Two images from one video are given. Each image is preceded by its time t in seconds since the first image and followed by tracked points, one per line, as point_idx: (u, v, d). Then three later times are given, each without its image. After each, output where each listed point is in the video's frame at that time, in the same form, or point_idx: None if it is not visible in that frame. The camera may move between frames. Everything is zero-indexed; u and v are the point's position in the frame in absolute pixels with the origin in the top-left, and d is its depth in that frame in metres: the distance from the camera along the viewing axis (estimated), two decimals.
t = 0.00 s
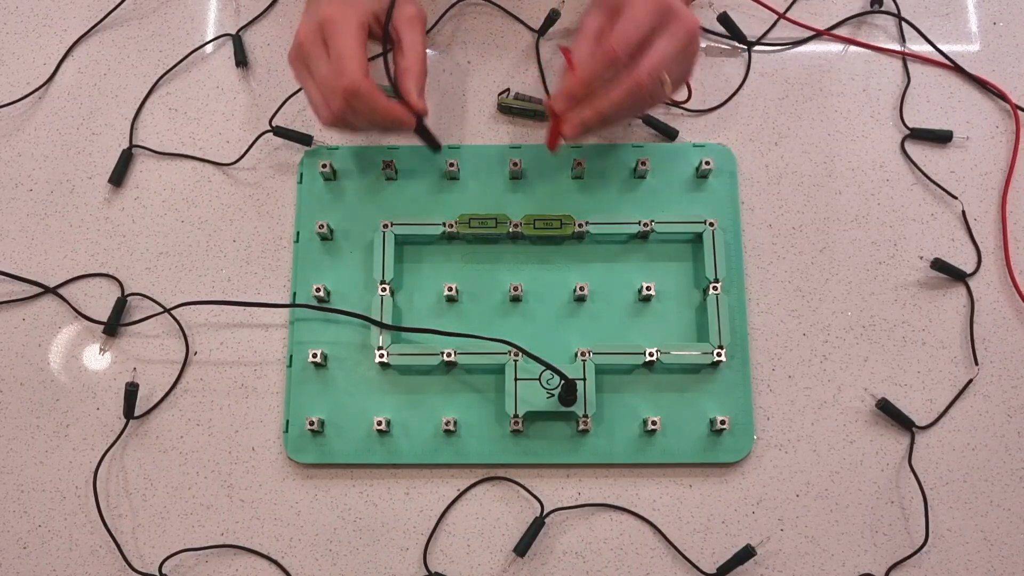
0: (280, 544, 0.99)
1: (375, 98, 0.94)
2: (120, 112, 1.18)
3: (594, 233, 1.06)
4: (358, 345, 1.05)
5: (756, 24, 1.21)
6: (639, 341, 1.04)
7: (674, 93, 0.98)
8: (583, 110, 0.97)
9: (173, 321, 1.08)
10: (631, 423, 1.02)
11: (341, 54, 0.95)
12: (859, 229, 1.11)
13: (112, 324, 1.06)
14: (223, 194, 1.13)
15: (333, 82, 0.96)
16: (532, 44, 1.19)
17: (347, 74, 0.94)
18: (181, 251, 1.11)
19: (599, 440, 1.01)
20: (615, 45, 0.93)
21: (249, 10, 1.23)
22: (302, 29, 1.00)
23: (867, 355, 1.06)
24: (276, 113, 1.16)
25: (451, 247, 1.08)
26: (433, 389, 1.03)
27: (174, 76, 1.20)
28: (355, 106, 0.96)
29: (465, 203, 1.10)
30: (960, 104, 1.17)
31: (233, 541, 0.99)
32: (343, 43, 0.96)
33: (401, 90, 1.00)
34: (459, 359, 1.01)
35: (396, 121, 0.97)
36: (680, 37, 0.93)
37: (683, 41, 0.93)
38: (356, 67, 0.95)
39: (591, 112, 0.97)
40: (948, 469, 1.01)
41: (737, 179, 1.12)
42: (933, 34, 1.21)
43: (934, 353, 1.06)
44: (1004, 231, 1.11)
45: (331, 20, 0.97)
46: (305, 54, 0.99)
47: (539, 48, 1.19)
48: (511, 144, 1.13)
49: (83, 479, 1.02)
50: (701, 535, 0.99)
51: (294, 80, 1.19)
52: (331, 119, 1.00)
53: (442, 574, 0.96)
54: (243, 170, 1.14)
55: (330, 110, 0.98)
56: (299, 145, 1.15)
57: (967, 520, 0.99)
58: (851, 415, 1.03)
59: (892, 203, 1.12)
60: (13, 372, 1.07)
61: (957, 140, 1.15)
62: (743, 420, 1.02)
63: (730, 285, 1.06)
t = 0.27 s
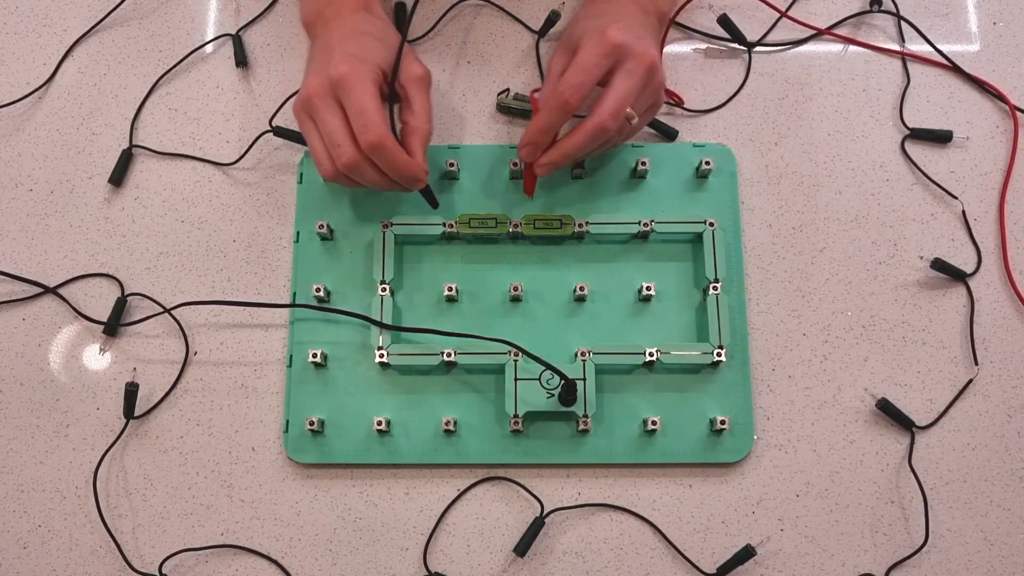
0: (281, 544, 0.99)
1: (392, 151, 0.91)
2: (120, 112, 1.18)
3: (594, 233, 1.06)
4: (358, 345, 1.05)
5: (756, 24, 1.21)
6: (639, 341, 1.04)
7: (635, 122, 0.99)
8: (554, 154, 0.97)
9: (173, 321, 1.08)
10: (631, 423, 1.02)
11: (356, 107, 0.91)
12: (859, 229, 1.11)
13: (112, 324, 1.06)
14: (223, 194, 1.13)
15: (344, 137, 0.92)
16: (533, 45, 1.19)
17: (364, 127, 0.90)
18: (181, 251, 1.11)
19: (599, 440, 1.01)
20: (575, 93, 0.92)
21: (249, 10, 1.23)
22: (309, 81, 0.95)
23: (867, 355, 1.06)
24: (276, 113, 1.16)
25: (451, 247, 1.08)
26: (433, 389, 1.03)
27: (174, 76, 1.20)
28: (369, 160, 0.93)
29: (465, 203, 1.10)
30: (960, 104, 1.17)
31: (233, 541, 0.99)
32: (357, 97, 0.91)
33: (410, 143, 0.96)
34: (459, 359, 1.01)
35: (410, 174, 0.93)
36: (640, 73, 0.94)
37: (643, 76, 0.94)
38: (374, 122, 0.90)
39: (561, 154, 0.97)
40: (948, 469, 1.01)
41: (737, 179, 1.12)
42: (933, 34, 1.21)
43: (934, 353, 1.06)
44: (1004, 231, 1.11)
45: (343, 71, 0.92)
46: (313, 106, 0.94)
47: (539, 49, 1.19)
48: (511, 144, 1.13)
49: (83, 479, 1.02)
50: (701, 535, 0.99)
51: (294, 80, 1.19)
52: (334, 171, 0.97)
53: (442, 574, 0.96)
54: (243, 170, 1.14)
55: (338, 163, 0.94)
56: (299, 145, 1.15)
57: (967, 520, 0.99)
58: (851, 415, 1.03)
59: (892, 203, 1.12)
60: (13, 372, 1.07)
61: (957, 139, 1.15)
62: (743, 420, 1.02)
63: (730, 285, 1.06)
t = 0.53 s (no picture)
0: (281, 544, 0.99)
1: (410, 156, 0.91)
2: (120, 112, 1.18)
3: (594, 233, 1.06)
4: (358, 345, 1.05)
5: (756, 24, 1.21)
6: (639, 341, 1.04)
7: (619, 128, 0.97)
8: (534, 158, 0.97)
9: (173, 321, 1.08)
10: (631, 423, 1.02)
11: (371, 110, 0.90)
12: (859, 229, 1.11)
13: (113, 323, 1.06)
14: (223, 194, 1.13)
15: (359, 140, 0.92)
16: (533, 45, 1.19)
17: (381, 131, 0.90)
18: (181, 251, 1.11)
19: (599, 440, 1.01)
20: (546, 103, 0.91)
21: (249, 10, 1.23)
22: (321, 83, 0.94)
23: (867, 355, 1.06)
24: (276, 113, 1.16)
25: (451, 247, 1.08)
26: (433, 389, 1.03)
27: (174, 76, 1.20)
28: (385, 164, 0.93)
29: (465, 202, 1.10)
30: (960, 104, 1.17)
31: (233, 541, 0.99)
32: (372, 100, 0.90)
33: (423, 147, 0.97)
34: (459, 359, 1.01)
35: (423, 178, 0.94)
36: (614, 80, 0.92)
37: (617, 82, 0.92)
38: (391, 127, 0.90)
39: (540, 158, 0.97)
40: (948, 469, 1.01)
41: (736, 179, 1.12)
42: (933, 34, 1.21)
43: (934, 353, 1.06)
44: (1004, 231, 1.11)
45: (357, 74, 0.91)
46: (325, 108, 0.93)
47: (538, 49, 1.19)
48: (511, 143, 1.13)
49: (83, 479, 1.02)
50: (701, 535, 0.99)
51: (294, 80, 1.19)
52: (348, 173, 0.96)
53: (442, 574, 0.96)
54: (244, 170, 1.14)
55: (353, 165, 0.93)
56: (299, 145, 1.15)
57: (967, 520, 0.99)
58: (851, 415, 1.03)
59: (892, 203, 1.12)
60: (13, 372, 1.07)
61: (957, 139, 1.15)
62: (743, 420, 1.02)
63: (730, 285, 1.06)
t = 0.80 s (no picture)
0: (281, 544, 0.99)
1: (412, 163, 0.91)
2: (120, 112, 1.18)
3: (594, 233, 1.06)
4: (358, 345, 1.05)
5: (756, 24, 1.21)
6: (639, 341, 1.04)
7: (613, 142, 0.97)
8: (529, 171, 0.98)
9: (172, 321, 1.08)
10: (631, 423, 1.02)
11: (374, 117, 0.90)
12: (858, 229, 1.11)
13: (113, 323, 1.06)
14: (223, 194, 1.13)
15: (362, 146, 0.92)
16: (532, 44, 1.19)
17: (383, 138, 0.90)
18: (181, 251, 1.11)
19: (599, 440, 1.01)
20: (537, 120, 0.91)
21: (249, 10, 1.23)
22: (323, 89, 0.94)
23: (867, 355, 1.06)
24: (276, 113, 1.16)
25: (451, 247, 1.08)
26: (433, 389, 1.03)
27: (174, 76, 1.20)
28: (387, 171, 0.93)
29: (465, 202, 1.10)
30: (960, 104, 1.17)
31: (233, 541, 0.99)
32: (375, 107, 0.90)
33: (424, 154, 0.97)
34: (459, 359, 1.01)
35: (425, 184, 0.94)
36: (605, 95, 0.92)
37: (608, 97, 0.92)
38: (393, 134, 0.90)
39: (535, 169, 0.98)
40: (948, 469, 1.01)
41: (736, 179, 1.12)
42: (933, 34, 1.21)
43: (934, 353, 1.06)
44: (1004, 231, 1.11)
45: (359, 81, 0.91)
46: (327, 115, 0.93)
47: (538, 49, 1.19)
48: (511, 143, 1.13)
49: (83, 479, 1.02)
50: (701, 535, 0.99)
51: (294, 80, 1.19)
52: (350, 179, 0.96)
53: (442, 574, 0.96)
54: (244, 170, 1.14)
55: (356, 171, 0.93)
56: (299, 145, 1.15)
57: (967, 520, 0.99)
58: (851, 415, 1.03)
59: (892, 203, 1.12)
60: (13, 372, 1.07)
61: (957, 139, 1.15)
62: (743, 420, 1.02)
63: (730, 285, 1.06)
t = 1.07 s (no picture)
0: (280, 544, 0.99)
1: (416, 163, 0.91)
2: (120, 112, 1.18)
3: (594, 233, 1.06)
4: (358, 345, 1.05)
5: (755, 24, 1.21)
6: (639, 341, 1.04)
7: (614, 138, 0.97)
8: (528, 168, 0.98)
9: (172, 321, 1.08)
10: (630, 423, 1.02)
11: (378, 118, 0.90)
12: (858, 229, 1.11)
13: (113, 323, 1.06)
14: (223, 194, 1.13)
15: (366, 147, 0.92)
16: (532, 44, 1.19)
17: (388, 139, 0.90)
18: (181, 251, 1.11)
19: (599, 440, 1.01)
20: (536, 118, 0.91)
21: (248, 10, 1.23)
22: (327, 90, 0.94)
23: (867, 355, 1.06)
24: (276, 113, 1.16)
25: (452, 247, 1.08)
26: (432, 389, 1.03)
27: (174, 76, 1.20)
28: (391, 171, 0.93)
29: (465, 202, 1.10)
30: (960, 104, 1.17)
31: (233, 541, 0.99)
32: (379, 107, 0.90)
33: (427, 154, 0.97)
34: (459, 359, 1.01)
35: (429, 184, 0.94)
36: (604, 92, 0.92)
37: (607, 96, 0.92)
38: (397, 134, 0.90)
39: (535, 167, 0.98)
40: (948, 469, 1.01)
41: (736, 179, 1.12)
42: (933, 34, 1.21)
43: (933, 353, 1.06)
44: (1004, 231, 1.11)
45: (363, 82, 0.91)
46: (332, 115, 0.93)
47: (538, 49, 1.19)
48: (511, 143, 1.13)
49: (83, 479, 1.02)
50: (701, 535, 0.99)
51: (294, 80, 1.19)
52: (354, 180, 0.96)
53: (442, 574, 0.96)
54: (244, 170, 1.14)
55: (360, 172, 0.93)
56: (299, 145, 1.15)
57: (966, 520, 0.99)
58: (851, 415, 1.03)
59: (891, 203, 1.12)
60: (13, 372, 1.07)
61: (957, 139, 1.15)
62: (743, 419, 1.02)
63: (730, 285, 1.06)
